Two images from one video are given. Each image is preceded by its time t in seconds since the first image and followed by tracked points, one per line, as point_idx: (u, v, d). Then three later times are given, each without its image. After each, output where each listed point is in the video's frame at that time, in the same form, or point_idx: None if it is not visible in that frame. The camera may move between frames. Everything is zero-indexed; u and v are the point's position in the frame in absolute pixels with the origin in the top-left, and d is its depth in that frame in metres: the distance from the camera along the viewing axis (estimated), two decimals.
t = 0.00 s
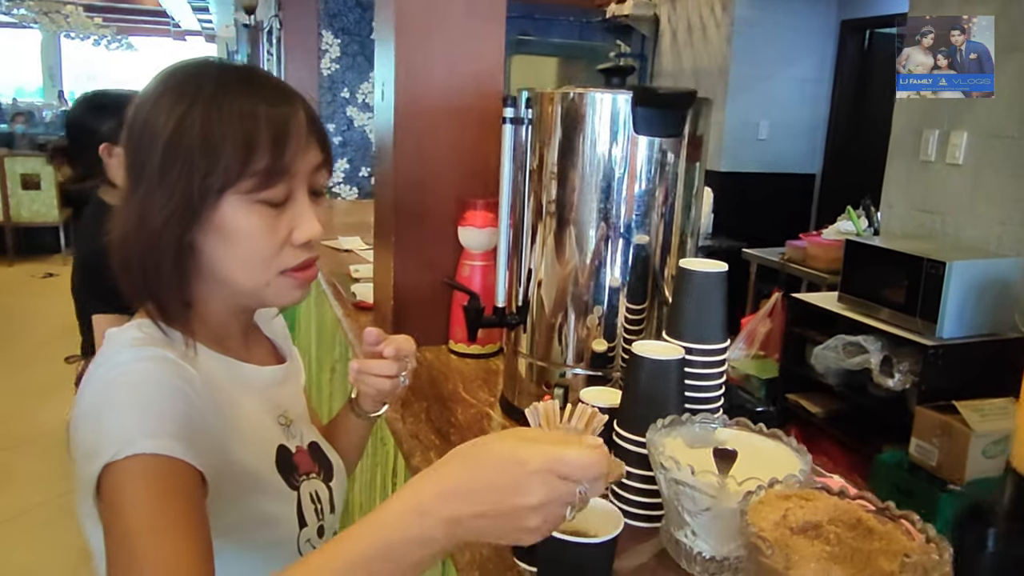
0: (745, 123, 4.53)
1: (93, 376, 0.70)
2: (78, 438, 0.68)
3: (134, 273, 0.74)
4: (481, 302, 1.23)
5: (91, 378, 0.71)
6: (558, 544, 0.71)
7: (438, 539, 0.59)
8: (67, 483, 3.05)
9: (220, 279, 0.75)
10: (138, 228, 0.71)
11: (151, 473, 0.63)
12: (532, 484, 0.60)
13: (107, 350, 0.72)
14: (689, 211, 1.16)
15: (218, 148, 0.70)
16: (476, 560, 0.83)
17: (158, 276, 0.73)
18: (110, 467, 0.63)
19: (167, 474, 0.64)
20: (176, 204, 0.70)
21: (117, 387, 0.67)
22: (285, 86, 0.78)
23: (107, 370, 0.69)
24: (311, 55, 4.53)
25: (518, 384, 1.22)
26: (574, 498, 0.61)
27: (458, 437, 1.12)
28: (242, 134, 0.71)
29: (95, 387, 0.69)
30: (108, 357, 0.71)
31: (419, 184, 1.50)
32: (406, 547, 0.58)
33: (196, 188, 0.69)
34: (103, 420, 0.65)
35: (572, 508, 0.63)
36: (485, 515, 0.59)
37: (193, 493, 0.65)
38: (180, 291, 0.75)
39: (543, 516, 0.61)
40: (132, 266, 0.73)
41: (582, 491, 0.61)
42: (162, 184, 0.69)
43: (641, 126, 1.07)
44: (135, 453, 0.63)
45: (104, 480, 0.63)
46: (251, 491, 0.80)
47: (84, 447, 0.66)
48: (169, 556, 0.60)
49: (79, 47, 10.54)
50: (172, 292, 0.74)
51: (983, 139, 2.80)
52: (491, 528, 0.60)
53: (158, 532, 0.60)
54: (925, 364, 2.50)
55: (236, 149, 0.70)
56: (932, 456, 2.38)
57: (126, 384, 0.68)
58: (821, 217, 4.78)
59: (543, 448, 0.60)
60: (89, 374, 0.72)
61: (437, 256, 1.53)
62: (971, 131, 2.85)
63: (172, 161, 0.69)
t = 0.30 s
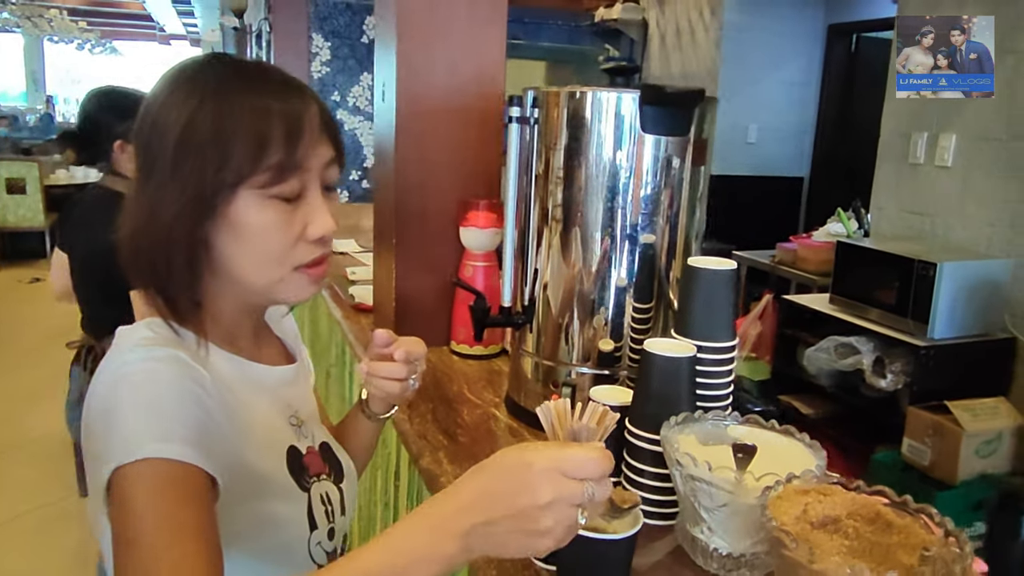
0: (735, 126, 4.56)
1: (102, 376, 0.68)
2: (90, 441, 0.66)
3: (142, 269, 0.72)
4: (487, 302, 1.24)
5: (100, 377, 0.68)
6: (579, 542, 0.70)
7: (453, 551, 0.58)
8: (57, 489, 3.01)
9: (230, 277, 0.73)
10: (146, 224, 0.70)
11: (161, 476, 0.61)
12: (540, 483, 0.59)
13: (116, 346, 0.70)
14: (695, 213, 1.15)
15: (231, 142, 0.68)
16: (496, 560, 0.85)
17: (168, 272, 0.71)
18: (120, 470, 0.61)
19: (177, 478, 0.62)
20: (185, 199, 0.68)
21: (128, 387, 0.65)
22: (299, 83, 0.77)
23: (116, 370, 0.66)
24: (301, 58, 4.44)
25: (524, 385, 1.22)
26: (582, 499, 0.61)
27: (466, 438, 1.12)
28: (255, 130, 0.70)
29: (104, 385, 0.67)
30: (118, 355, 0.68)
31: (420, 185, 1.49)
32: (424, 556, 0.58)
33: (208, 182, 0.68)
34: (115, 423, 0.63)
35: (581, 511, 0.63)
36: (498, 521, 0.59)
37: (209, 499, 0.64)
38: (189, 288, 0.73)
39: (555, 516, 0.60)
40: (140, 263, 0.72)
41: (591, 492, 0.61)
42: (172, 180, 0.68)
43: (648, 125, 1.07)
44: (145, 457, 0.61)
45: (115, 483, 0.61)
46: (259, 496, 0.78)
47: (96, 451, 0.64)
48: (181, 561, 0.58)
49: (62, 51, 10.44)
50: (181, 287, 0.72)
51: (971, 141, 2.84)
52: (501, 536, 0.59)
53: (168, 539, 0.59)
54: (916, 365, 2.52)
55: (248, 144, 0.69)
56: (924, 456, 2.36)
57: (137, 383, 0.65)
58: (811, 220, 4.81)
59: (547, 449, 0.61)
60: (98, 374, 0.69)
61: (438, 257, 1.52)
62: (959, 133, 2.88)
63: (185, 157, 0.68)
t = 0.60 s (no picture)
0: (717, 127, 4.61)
1: (124, 382, 0.69)
2: (112, 445, 0.67)
3: (165, 271, 0.75)
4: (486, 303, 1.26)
5: (122, 383, 0.69)
6: (589, 536, 0.72)
7: (473, 551, 0.59)
8: (40, 497, 2.98)
9: (248, 279, 0.76)
10: (170, 227, 0.73)
11: (180, 481, 0.62)
12: (551, 475, 0.62)
13: (136, 354, 0.71)
14: (689, 213, 1.18)
15: (253, 147, 0.71)
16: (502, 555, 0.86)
17: (190, 273, 0.74)
18: (139, 477, 0.62)
19: (196, 483, 0.62)
20: (206, 203, 0.71)
21: (152, 393, 0.66)
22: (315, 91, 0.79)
23: (139, 376, 0.68)
24: (286, 58, 4.40)
25: (523, 384, 1.24)
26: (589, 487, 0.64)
27: (468, 437, 1.14)
28: (276, 134, 0.72)
29: (125, 392, 0.68)
30: (140, 362, 0.69)
31: (416, 187, 1.51)
32: (436, 556, 0.59)
33: (230, 186, 0.70)
34: (138, 426, 0.64)
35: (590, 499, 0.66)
36: (514, 518, 0.60)
37: (231, 501, 0.64)
38: (212, 288, 0.76)
39: (567, 506, 0.62)
40: (163, 264, 0.75)
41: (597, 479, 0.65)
42: (195, 185, 0.71)
43: (644, 128, 1.09)
44: (165, 462, 0.62)
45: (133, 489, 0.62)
46: (277, 496, 0.79)
47: (118, 455, 0.65)
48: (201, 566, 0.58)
49: (35, 50, 10.28)
50: (204, 288, 0.76)
51: (950, 141, 2.90)
52: (524, 529, 0.61)
53: (188, 544, 0.59)
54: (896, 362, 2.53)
55: (270, 148, 0.71)
56: (905, 450, 2.44)
57: (158, 390, 0.66)
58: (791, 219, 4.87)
59: (554, 444, 0.64)
60: (119, 380, 0.70)
61: (434, 258, 1.54)
62: (938, 134, 2.94)
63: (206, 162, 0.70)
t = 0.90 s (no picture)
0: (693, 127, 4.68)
1: (127, 380, 0.70)
2: (117, 443, 0.68)
3: (168, 269, 0.77)
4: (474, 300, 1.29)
5: (125, 381, 0.70)
6: (582, 521, 0.75)
7: (471, 542, 0.61)
8: (18, 500, 2.95)
9: (249, 278, 0.78)
10: (173, 226, 0.74)
11: (185, 478, 0.63)
12: (537, 460, 0.63)
13: (138, 351, 0.72)
14: (672, 211, 1.22)
15: (256, 148, 0.73)
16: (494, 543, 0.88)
17: (192, 271, 0.76)
18: (144, 474, 0.62)
19: (200, 480, 0.63)
20: (209, 202, 0.73)
21: (157, 389, 0.67)
22: (315, 92, 0.81)
23: (143, 373, 0.69)
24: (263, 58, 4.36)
25: (511, 379, 1.27)
26: (573, 466, 0.65)
27: (458, 431, 1.16)
28: (279, 136, 0.74)
29: (128, 390, 0.69)
30: (143, 361, 0.70)
31: (402, 187, 1.53)
32: (435, 547, 0.61)
33: (234, 186, 0.72)
34: (143, 422, 0.65)
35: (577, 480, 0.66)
36: (509, 503, 0.62)
37: (235, 496, 0.65)
38: (212, 287, 0.78)
39: (554, 487, 0.64)
40: (166, 261, 0.77)
41: (580, 458, 0.66)
42: (198, 184, 0.73)
43: (629, 129, 1.12)
44: (169, 458, 0.63)
45: (138, 486, 0.63)
46: (279, 491, 0.81)
47: (123, 450, 0.66)
48: (205, 561, 0.59)
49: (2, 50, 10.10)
50: (207, 287, 0.78)
51: (920, 141, 2.98)
52: (513, 518, 0.62)
53: (195, 536, 0.60)
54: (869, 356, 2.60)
55: (272, 149, 0.73)
56: (877, 442, 2.51)
57: (162, 388, 0.67)
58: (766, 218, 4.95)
59: (533, 429, 0.65)
60: (122, 377, 0.71)
61: (422, 258, 1.56)
62: (908, 134, 3.02)
63: (211, 161, 0.72)
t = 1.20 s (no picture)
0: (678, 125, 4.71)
1: (109, 379, 0.71)
2: (99, 440, 0.68)
3: (152, 267, 0.78)
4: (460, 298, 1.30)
5: (108, 379, 0.71)
6: (565, 513, 0.77)
7: (445, 529, 0.63)
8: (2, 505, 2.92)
9: (233, 276, 0.79)
10: (156, 223, 0.76)
11: (165, 476, 0.63)
12: (493, 432, 0.66)
13: (121, 350, 0.73)
14: (655, 208, 1.24)
15: (240, 146, 0.74)
16: (480, 535, 0.90)
17: (177, 267, 0.77)
18: (124, 472, 0.63)
19: (181, 478, 0.64)
20: (193, 200, 0.74)
21: (139, 387, 0.68)
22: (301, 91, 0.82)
23: (126, 371, 0.70)
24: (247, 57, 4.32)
25: (498, 375, 1.28)
26: (531, 434, 0.68)
27: (444, 428, 1.18)
28: (263, 135, 0.75)
29: (110, 388, 0.70)
30: (125, 359, 0.71)
31: (387, 186, 1.54)
32: (413, 540, 0.62)
33: (217, 184, 0.73)
34: (125, 421, 0.66)
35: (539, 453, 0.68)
36: (474, 477, 0.64)
37: (216, 493, 0.66)
38: (196, 286, 0.79)
39: (515, 457, 0.66)
40: (149, 258, 0.78)
41: (536, 428, 0.68)
42: (181, 183, 0.74)
43: (612, 127, 1.14)
44: (151, 456, 0.63)
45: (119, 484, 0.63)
46: (263, 489, 0.82)
47: (105, 448, 0.66)
48: (184, 559, 0.60)
49: None
50: (190, 285, 0.79)
51: (900, 138, 3.02)
52: (484, 504, 0.64)
53: (176, 533, 0.61)
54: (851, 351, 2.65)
55: (256, 148, 0.75)
56: (860, 434, 2.55)
57: (144, 387, 0.68)
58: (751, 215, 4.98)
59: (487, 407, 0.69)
60: (105, 375, 0.72)
61: (407, 256, 1.57)
62: (889, 132, 3.06)
63: (195, 159, 0.73)
